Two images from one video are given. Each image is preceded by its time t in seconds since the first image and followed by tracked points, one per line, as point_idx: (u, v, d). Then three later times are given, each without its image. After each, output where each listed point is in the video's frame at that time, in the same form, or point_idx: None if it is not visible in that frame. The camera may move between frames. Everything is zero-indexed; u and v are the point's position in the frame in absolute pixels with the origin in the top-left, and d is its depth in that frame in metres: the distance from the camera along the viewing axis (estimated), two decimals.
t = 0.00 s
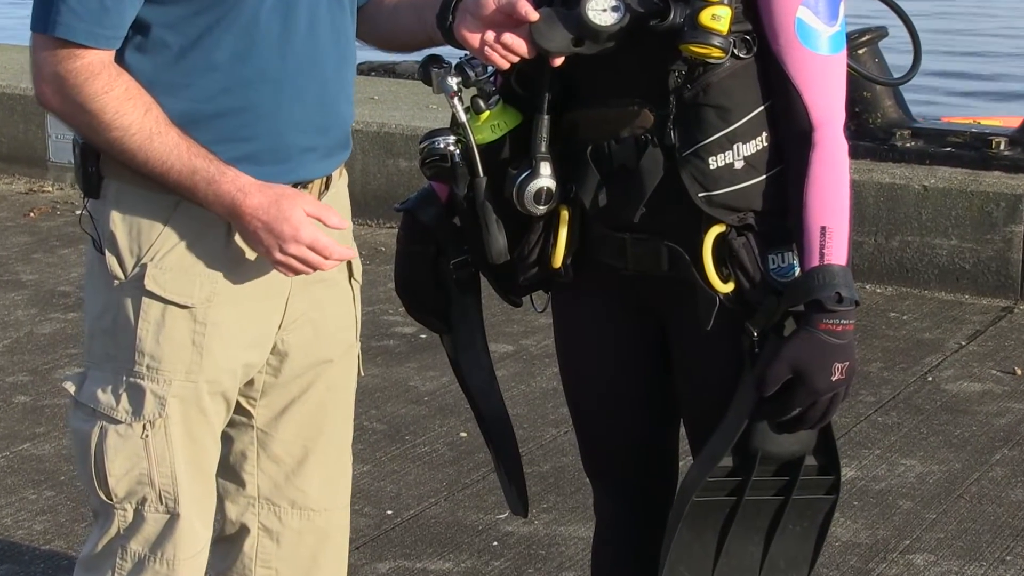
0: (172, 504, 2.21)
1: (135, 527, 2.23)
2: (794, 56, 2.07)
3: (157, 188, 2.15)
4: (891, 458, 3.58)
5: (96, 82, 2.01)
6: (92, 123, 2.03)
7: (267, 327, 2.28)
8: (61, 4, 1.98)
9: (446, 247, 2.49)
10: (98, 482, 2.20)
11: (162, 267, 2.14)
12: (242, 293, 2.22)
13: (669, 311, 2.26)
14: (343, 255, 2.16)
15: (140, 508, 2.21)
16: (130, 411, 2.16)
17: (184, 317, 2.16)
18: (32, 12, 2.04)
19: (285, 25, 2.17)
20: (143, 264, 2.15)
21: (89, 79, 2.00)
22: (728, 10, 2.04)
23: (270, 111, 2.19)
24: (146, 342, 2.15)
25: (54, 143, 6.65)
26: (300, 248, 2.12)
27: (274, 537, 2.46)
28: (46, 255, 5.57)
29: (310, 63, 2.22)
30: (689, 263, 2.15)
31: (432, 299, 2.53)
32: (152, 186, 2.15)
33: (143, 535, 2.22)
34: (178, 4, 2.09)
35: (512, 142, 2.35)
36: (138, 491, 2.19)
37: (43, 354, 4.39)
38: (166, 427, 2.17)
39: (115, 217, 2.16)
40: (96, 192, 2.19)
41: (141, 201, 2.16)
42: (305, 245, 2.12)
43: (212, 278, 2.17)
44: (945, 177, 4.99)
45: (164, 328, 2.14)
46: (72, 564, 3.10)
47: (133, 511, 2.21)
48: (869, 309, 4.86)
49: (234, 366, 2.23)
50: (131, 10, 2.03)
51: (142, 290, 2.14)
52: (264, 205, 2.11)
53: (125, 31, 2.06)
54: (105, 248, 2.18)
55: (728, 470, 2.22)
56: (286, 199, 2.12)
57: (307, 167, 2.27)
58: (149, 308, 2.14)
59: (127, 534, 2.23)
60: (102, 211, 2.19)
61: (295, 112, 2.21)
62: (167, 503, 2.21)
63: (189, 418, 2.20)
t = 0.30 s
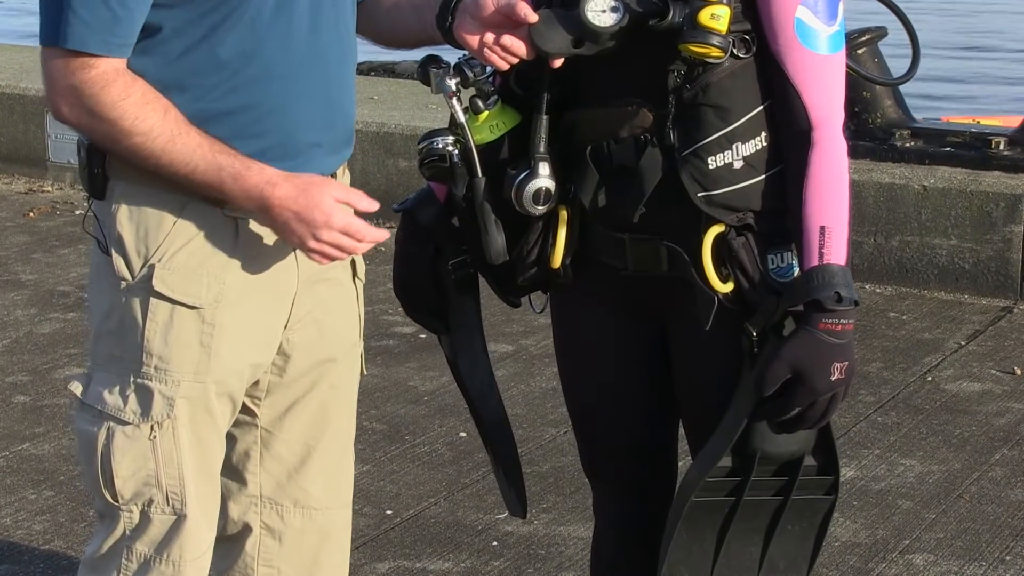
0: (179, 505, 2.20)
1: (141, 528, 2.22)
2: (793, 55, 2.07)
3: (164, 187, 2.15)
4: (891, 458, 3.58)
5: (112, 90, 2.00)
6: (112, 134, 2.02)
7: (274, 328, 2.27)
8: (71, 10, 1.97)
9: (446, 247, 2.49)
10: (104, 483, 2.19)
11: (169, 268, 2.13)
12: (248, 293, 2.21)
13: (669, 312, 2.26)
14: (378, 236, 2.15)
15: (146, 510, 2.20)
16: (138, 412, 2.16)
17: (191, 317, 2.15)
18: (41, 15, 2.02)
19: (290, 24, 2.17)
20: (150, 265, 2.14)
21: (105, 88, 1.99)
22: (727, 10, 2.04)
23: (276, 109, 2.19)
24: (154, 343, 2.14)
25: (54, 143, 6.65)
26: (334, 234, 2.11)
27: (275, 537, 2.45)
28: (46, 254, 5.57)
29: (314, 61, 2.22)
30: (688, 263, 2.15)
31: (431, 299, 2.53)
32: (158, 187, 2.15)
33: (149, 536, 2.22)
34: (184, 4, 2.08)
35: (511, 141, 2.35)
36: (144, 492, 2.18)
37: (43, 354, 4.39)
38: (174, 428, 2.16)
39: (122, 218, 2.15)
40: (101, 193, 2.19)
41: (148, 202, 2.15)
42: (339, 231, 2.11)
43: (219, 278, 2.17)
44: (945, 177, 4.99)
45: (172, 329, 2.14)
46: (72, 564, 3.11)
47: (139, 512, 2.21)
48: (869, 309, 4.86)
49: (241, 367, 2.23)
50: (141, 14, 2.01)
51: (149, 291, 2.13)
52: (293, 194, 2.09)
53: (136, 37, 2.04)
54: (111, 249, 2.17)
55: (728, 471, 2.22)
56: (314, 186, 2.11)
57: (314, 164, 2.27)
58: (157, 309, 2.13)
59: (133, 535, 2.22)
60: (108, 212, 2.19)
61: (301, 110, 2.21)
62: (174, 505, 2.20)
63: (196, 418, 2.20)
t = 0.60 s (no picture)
0: (184, 506, 2.20)
1: (145, 529, 2.22)
2: (792, 55, 2.07)
3: (169, 187, 2.15)
4: (891, 457, 3.58)
5: (128, 91, 1.98)
6: (134, 136, 2.00)
7: (277, 327, 2.27)
8: (81, 14, 1.95)
9: (445, 247, 2.49)
10: (109, 484, 2.19)
11: (174, 269, 2.12)
12: (252, 293, 2.21)
13: (669, 312, 2.26)
14: (416, 178, 2.14)
15: (150, 511, 2.20)
16: (143, 413, 2.15)
17: (196, 318, 2.14)
18: (47, 16, 2.00)
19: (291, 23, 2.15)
20: (154, 265, 2.13)
21: (120, 90, 1.97)
22: (727, 10, 2.05)
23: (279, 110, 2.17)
24: (160, 344, 2.13)
25: (54, 142, 6.64)
26: (373, 186, 2.10)
27: (274, 536, 2.45)
28: (45, 254, 5.57)
29: (315, 60, 2.21)
30: (689, 264, 2.15)
31: (430, 299, 2.53)
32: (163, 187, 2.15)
33: (153, 537, 2.22)
34: (187, 7, 2.07)
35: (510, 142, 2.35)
36: (149, 493, 2.18)
37: (43, 354, 4.39)
38: (179, 429, 2.16)
39: (126, 219, 2.15)
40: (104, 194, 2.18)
41: (153, 202, 2.15)
42: (377, 182, 2.10)
43: (225, 278, 2.16)
44: (944, 177, 4.99)
45: (178, 330, 2.13)
46: (72, 564, 3.10)
47: (144, 514, 2.20)
48: (868, 309, 4.86)
49: (245, 367, 2.22)
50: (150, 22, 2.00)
51: (154, 292, 2.13)
52: (323, 155, 2.08)
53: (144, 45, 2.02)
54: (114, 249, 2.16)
55: (728, 471, 2.22)
56: (343, 144, 2.09)
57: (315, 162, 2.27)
58: (162, 310, 2.12)
59: (137, 536, 2.22)
60: (111, 212, 2.18)
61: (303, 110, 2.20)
62: (179, 506, 2.19)
63: (202, 419, 2.19)
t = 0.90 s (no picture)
0: (180, 506, 2.20)
1: (141, 529, 2.21)
2: (791, 55, 2.07)
3: (164, 187, 2.15)
4: (891, 457, 3.58)
5: (146, 81, 2.00)
6: (160, 127, 2.03)
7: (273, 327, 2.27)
8: (100, 12, 1.97)
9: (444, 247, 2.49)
10: (104, 485, 2.18)
11: (170, 269, 2.12)
12: (247, 293, 2.21)
13: (668, 311, 2.26)
14: (446, 101, 2.16)
15: (146, 511, 2.20)
16: (139, 413, 2.15)
17: (191, 318, 2.14)
18: (59, 19, 2.01)
19: (289, 24, 2.17)
20: (149, 266, 2.13)
21: (139, 82, 2.00)
22: (726, 10, 2.05)
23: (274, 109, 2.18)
24: (155, 344, 2.13)
25: (54, 142, 6.64)
26: (407, 119, 2.12)
27: (273, 536, 2.46)
28: (46, 254, 5.57)
29: (313, 59, 2.22)
30: (688, 264, 2.15)
31: (429, 300, 2.53)
32: (158, 188, 2.15)
33: (149, 537, 2.21)
34: (189, 8, 2.08)
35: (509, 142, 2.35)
36: (145, 493, 2.18)
37: (43, 354, 4.40)
38: (175, 428, 2.16)
39: (121, 219, 2.14)
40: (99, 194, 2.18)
41: (149, 202, 2.14)
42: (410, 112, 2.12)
43: (220, 278, 2.16)
44: (945, 177, 4.99)
45: (174, 330, 2.13)
46: (72, 564, 3.11)
47: (140, 514, 2.20)
48: (869, 308, 4.86)
49: (242, 367, 2.23)
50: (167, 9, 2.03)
51: (149, 292, 2.13)
52: (351, 105, 2.08)
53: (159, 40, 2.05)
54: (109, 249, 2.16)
55: (728, 471, 2.22)
56: (366, 90, 2.08)
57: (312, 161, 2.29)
58: (157, 310, 2.12)
59: (133, 536, 2.21)
60: (107, 212, 2.18)
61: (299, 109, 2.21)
62: (175, 506, 2.19)
63: (197, 419, 2.19)
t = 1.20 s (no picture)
0: (175, 507, 2.19)
1: (135, 529, 2.21)
2: (791, 55, 2.07)
3: (159, 187, 2.14)
4: (891, 457, 3.58)
5: (124, 75, 1.99)
6: (132, 119, 2.02)
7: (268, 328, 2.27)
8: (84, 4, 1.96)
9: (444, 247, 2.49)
10: (99, 485, 2.18)
11: (164, 270, 2.12)
12: (243, 293, 2.21)
13: (665, 312, 2.26)
14: (418, 139, 2.18)
15: (141, 511, 2.20)
16: (132, 414, 2.15)
17: (185, 318, 2.14)
18: (42, 4, 1.99)
19: (287, 26, 2.17)
20: (144, 266, 2.13)
21: (115, 74, 1.98)
22: (725, 10, 2.05)
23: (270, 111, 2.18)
24: (148, 344, 2.13)
25: (54, 142, 6.64)
26: (374, 146, 2.16)
27: (272, 538, 2.46)
28: (46, 255, 5.57)
29: (309, 61, 2.22)
30: (688, 264, 2.15)
31: (429, 300, 2.53)
32: (153, 188, 2.15)
33: (144, 538, 2.21)
34: (182, 4, 2.08)
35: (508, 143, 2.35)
36: (139, 494, 2.18)
37: (44, 354, 4.40)
38: (168, 429, 2.16)
39: (116, 219, 2.14)
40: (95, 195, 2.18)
41: (144, 202, 2.14)
42: (378, 140, 2.15)
43: (214, 279, 2.16)
44: (945, 177, 4.99)
45: (168, 331, 2.13)
46: (72, 564, 3.11)
47: (134, 514, 2.20)
48: (869, 308, 4.86)
49: (235, 368, 2.23)
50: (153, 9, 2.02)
51: (144, 292, 2.13)
52: (324, 123, 2.11)
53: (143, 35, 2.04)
54: (105, 249, 2.16)
55: (726, 471, 2.22)
56: (341, 109, 2.12)
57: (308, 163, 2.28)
58: (152, 311, 2.12)
59: (127, 537, 2.21)
60: (103, 212, 2.18)
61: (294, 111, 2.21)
62: (169, 506, 2.20)
63: (190, 419, 2.19)
